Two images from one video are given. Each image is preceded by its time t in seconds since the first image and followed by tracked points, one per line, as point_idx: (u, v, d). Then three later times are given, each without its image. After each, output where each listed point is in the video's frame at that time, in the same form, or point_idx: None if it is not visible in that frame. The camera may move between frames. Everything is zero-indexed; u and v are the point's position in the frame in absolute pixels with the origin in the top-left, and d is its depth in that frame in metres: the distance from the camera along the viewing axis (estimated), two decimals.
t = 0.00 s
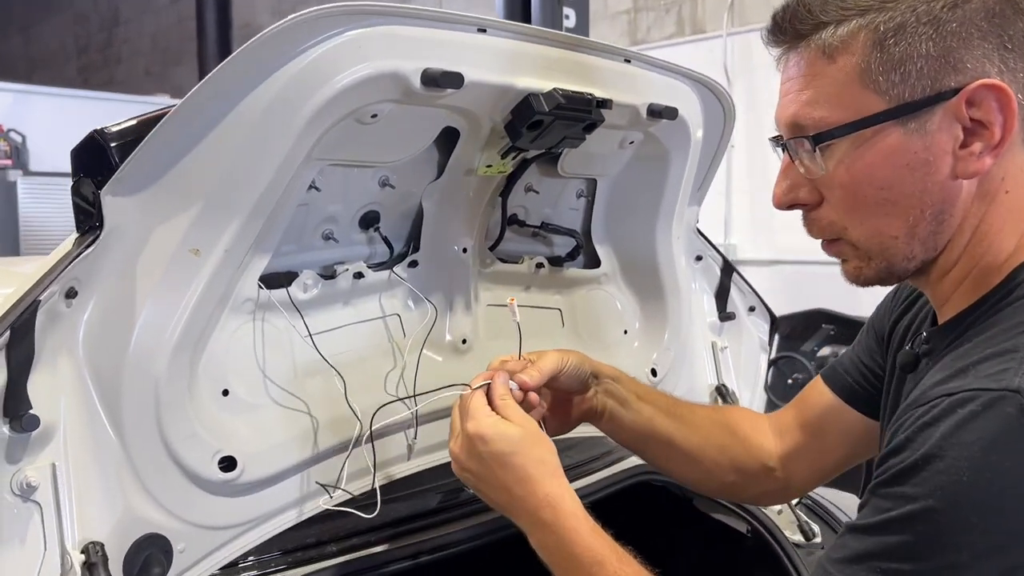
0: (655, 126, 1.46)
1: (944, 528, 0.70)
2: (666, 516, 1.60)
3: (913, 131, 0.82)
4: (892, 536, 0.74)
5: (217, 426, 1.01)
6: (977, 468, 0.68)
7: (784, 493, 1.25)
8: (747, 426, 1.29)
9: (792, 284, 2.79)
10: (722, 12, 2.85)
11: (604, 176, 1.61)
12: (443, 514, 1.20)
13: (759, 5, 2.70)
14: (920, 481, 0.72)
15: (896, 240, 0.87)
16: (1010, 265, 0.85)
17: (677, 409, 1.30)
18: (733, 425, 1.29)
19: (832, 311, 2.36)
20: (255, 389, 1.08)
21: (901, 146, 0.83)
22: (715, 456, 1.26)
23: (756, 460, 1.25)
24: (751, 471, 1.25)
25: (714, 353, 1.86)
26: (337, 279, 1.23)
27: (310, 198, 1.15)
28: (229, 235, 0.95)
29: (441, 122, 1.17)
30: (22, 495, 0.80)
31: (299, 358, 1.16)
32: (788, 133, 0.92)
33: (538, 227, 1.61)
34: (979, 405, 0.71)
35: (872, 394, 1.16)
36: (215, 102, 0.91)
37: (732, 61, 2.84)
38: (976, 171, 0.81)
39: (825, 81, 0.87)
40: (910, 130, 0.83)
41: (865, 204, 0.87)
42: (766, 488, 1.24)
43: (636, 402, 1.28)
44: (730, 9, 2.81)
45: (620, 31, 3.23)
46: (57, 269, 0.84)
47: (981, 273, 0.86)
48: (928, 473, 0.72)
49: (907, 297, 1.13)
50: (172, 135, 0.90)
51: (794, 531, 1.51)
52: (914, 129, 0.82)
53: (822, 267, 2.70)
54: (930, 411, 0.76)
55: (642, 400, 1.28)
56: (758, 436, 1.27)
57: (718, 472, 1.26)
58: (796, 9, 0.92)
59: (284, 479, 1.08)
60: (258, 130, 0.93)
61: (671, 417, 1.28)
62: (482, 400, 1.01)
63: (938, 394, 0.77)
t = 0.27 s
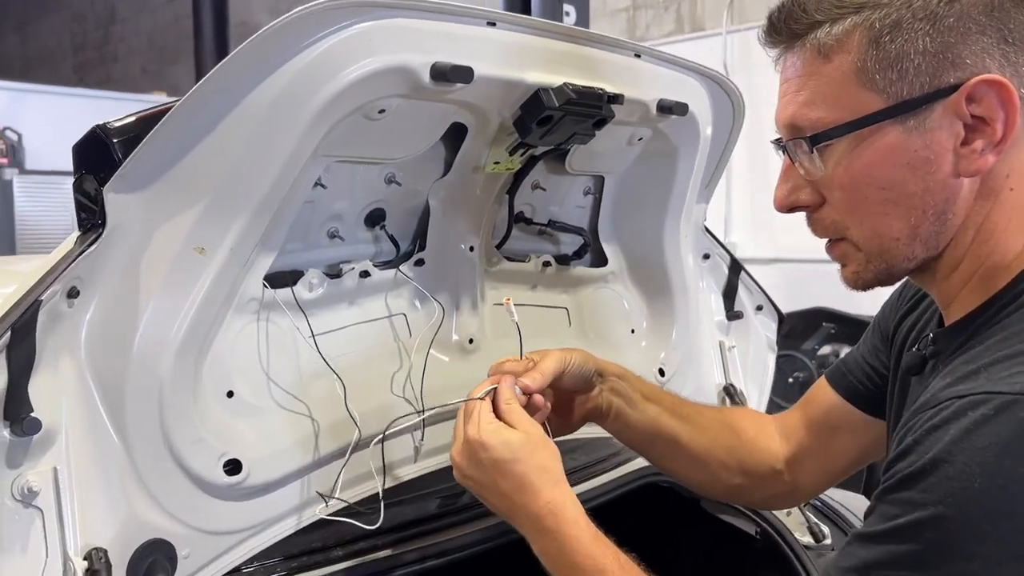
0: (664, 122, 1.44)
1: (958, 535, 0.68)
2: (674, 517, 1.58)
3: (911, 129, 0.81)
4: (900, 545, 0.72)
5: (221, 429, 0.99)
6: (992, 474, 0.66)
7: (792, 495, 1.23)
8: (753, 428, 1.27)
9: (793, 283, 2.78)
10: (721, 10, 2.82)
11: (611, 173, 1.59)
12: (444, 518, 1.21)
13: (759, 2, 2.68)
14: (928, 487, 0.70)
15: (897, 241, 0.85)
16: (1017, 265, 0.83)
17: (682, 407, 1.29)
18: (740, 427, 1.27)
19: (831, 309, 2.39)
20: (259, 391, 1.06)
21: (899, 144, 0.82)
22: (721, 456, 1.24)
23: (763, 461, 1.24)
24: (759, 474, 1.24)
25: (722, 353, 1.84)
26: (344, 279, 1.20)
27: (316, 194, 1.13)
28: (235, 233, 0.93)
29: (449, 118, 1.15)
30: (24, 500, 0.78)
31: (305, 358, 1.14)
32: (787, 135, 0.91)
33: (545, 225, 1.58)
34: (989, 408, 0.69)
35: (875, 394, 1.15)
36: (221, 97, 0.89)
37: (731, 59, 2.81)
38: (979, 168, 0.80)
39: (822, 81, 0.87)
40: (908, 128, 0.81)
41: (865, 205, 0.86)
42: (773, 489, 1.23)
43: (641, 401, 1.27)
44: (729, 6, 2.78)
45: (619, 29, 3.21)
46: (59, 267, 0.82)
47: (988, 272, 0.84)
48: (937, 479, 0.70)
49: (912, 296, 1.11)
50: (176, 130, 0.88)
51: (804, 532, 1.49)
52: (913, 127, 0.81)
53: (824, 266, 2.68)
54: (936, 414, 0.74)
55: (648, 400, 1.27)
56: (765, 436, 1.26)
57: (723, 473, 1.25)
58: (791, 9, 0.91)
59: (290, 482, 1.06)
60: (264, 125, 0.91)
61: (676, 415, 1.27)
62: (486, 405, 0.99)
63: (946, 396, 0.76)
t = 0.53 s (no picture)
0: (675, 118, 1.41)
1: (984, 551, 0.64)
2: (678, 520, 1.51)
3: (884, 124, 0.80)
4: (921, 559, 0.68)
5: (224, 433, 0.96)
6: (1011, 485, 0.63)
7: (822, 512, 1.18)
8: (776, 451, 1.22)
9: (799, 283, 2.74)
10: (726, 7, 2.79)
11: (620, 171, 1.56)
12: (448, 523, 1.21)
13: None
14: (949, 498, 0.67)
15: (881, 238, 0.84)
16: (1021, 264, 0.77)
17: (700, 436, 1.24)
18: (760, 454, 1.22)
19: (838, 308, 2.22)
20: (262, 394, 1.04)
21: (871, 140, 0.81)
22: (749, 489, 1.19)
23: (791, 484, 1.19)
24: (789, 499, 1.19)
25: (732, 353, 1.81)
26: (349, 279, 1.18)
27: (321, 193, 1.10)
28: (237, 232, 0.90)
29: (457, 113, 1.12)
30: (20, 507, 0.76)
31: (310, 360, 1.11)
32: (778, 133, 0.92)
33: (553, 224, 1.56)
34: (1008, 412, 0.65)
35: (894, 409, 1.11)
36: (223, 92, 0.86)
37: (736, 57, 2.78)
38: (952, 164, 0.76)
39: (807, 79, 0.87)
40: (881, 123, 0.80)
41: (849, 200, 0.84)
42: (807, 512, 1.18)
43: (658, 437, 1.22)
44: (735, 3, 2.75)
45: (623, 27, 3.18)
46: (57, 267, 0.79)
47: (981, 266, 0.79)
48: (960, 489, 0.66)
49: (926, 303, 1.08)
50: (177, 126, 0.85)
51: (815, 536, 1.46)
52: (886, 122, 0.80)
53: (830, 265, 2.65)
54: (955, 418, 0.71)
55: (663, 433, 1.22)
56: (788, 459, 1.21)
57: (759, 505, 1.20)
58: (782, 10, 0.92)
59: (294, 487, 1.03)
60: (268, 121, 0.88)
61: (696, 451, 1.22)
62: (484, 453, 0.97)
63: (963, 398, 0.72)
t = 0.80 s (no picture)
0: (686, 112, 1.37)
1: (999, 501, 0.59)
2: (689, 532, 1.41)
3: (882, 104, 0.78)
4: (928, 518, 0.63)
5: (224, 434, 0.94)
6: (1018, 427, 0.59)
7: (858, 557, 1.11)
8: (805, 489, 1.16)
9: (810, 282, 2.68)
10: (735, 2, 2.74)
11: (630, 166, 1.53)
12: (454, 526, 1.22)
13: None
14: (956, 449, 0.62)
15: (885, 217, 0.81)
16: None
17: (720, 475, 1.22)
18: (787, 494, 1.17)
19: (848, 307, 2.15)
20: (263, 394, 1.01)
21: (871, 119, 0.79)
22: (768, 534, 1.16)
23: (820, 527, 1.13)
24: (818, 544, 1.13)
25: (745, 353, 1.77)
26: (353, 277, 1.15)
27: (323, 188, 1.08)
28: (237, 228, 0.87)
29: (464, 105, 1.09)
30: (13, 512, 0.74)
31: (312, 360, 1.08)
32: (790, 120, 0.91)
33: (562, 220, 1.53)
34: (1010, 356, 0.62)
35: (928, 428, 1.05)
36: (221, 83, 0.84)
37: (747, 53, 2.73)
38: (947, 141, 0.73)
39: (814, 67, 0.86)
40: (880, 103, 0.78)
41: (852, 179, 0.82)
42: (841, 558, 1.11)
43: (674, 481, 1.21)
44: None
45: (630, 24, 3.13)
46: (51, 263, 0.77)
47: (983, 245, 0.74)
48: (966, 437, 0.61)
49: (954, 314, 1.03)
50: (174, 117, 0.82)
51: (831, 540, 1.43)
52: (884, 102, 0.78)
53: (843, 263, 2.60)
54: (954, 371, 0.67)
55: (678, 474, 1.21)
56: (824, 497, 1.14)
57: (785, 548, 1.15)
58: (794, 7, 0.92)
59: (297, 489, 1.00)
60: (268, 112, 0.85)
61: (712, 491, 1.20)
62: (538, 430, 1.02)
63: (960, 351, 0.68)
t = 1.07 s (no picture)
0: (705, 113, 1.33)
1: (977, 429, 0.61)
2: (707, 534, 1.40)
3: (928, 95, 0.74)
4: (903, 429, 0.64)
5: (230, 445, 0.91)
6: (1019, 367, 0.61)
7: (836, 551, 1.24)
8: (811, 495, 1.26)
9: (830, 284, 2.62)
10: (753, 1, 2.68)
11: (647, 168, 1.49)
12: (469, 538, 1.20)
13: None
14: (953, 375, 0.64)
15: (925, 211, 0.78)
16: None
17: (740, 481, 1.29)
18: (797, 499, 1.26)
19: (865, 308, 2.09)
20: (270, 404, 0.98)
21: (914, 111, 0.75)
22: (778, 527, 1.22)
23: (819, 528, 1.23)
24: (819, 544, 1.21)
25: (767, 361, 1.72)
26: (363, 282, 1.12)
27: (332, 192, 1.05)
28: (242, 234, 0.85)
29: (477, 106, 1.06)
30: (10, 527, 0.72)
31: (320, 368, 1.06)
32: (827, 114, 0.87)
33: (577, 224, 1.50)
34: None
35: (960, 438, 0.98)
36: (226, 84, 0.81)
37: (765, 53, 2.67)
38: (997, 131, 0.71)
39: (851, 60, 0.82)
40: (926, 94, 0.74)
41: (892, 173, 0.78)
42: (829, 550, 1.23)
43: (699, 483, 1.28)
44: None
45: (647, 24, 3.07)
46: (50, 272, 0.75)
47: None
48: (969, 368, 0.63)
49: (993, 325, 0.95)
50: (176, 121, 0.80)
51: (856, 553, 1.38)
52: (930, 93, 0.74)
53: (864, 266, 2.54)
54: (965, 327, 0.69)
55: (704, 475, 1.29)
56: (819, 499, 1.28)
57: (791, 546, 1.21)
58: None
59: (304, 501, 0.97)
60: (273, 114, 0.83)
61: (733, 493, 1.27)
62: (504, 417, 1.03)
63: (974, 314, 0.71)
